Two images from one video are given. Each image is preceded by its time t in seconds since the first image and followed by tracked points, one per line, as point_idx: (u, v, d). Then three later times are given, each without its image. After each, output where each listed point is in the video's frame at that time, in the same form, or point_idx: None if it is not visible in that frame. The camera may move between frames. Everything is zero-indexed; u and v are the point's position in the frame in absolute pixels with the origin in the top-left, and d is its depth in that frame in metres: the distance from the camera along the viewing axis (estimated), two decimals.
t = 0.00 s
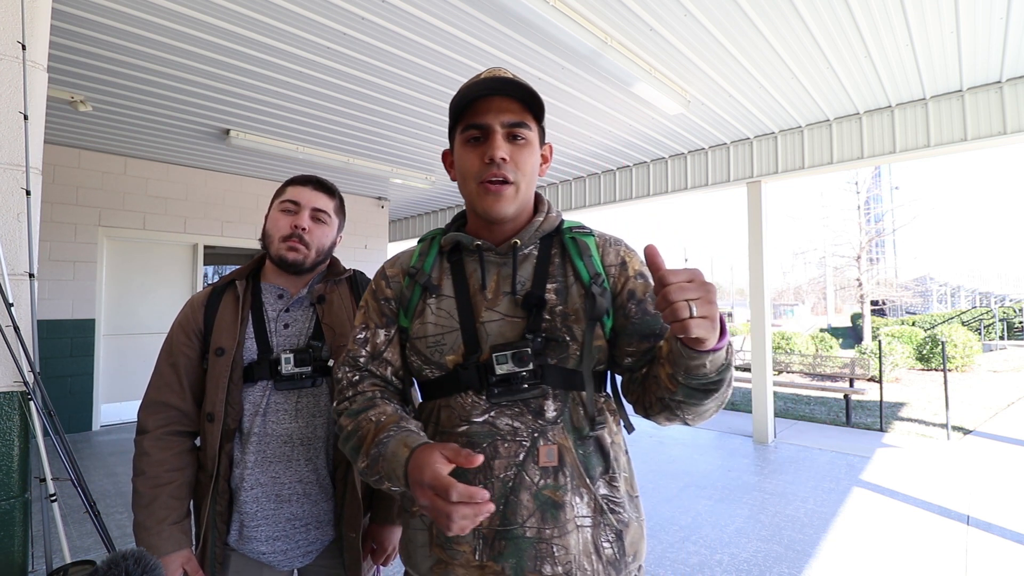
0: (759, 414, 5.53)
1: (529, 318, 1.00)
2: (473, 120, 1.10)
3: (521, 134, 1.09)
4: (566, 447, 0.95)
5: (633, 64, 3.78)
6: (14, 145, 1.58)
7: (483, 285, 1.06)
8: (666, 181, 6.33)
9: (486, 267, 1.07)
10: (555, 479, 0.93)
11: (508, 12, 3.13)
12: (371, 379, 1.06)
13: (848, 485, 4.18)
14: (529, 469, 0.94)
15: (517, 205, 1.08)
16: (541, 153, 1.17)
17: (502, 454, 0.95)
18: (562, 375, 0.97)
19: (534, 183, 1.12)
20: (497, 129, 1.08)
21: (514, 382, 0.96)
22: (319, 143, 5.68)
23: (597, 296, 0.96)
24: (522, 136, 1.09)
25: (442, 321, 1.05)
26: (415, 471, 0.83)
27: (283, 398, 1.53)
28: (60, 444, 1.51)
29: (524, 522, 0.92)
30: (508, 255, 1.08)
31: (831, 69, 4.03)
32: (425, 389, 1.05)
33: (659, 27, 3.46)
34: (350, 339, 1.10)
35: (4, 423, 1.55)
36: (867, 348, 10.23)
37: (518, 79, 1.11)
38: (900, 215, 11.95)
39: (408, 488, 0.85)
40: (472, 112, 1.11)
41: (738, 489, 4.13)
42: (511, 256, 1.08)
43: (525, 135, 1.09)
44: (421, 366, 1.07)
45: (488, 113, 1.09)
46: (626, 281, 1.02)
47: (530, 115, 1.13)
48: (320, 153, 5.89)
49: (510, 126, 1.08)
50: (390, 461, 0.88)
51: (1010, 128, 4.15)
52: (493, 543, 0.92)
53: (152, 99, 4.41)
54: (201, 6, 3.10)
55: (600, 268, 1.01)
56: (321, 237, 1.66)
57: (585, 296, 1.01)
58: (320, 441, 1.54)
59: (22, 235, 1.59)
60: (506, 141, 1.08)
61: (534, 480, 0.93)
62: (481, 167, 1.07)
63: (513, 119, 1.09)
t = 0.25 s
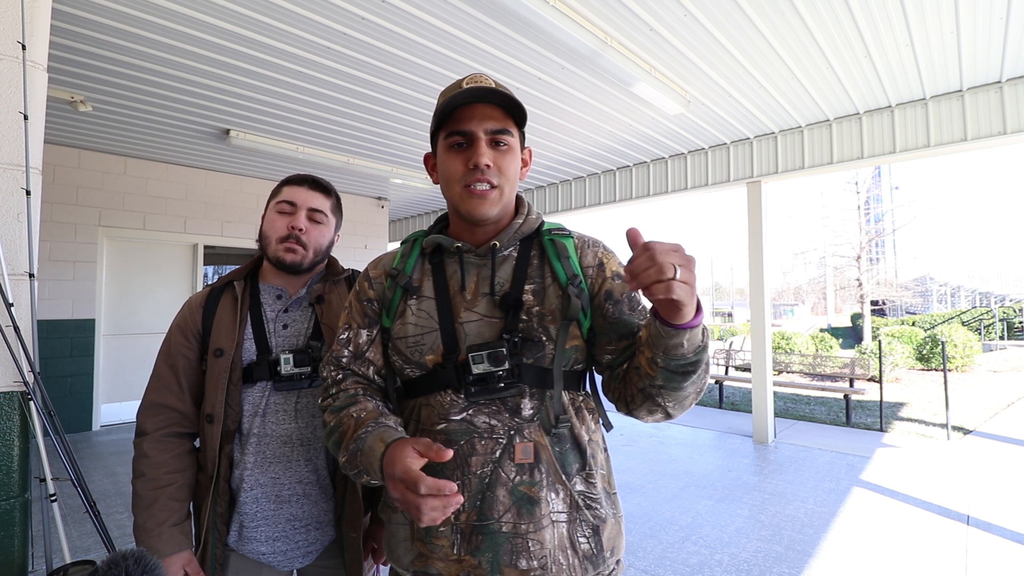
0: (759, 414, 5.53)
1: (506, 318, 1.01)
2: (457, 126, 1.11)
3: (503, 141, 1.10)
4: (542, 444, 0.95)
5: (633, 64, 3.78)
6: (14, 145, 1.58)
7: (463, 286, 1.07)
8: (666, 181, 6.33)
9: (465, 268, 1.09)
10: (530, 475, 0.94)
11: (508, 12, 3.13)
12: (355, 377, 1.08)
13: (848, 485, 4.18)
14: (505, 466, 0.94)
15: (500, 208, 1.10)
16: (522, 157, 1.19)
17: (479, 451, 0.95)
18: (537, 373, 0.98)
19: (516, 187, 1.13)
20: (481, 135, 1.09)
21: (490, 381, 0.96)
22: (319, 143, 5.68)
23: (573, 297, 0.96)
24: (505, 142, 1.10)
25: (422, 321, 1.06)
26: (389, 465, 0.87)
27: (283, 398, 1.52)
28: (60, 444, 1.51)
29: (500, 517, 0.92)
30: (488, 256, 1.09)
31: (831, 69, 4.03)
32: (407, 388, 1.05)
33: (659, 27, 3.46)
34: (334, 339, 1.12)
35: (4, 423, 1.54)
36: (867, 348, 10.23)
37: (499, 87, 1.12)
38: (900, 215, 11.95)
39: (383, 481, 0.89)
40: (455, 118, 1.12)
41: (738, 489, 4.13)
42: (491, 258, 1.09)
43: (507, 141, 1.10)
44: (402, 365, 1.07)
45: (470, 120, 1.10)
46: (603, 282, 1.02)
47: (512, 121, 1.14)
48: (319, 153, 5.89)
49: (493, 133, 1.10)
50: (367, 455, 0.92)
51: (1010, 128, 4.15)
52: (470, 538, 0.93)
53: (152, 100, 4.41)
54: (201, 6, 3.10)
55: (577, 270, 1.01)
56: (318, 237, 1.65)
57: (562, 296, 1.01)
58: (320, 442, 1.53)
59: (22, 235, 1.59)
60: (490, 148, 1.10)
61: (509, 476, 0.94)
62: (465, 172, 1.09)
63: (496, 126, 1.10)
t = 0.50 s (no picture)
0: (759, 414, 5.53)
1: (489, 318, 1.00)
2: (440, 130, 1.12)
3: (485, 145, 1.10)
4: (524, 442, 0.95)
5: (633, 64, 3.78)
6: (14, 145, 1.58)
7: (448, 286, 1.07)
8: (665, 181, 6.33)
9: (451, 269, 1.08)
10: (512, 472, 0.93)
11: (507, 12, 3.13)
12: (346, 375, 1.09)
13: (848, 485, 4.18)
14: (487, 463, 0.94)
15: (479, 212, 1.10)
16: (506, 162, 1.18)
17: (461, 448, 0.96)
18: (520, 372, 0.97)
19: (498, 191, 1.13)
20: (461, 140, 1.10)
21: (471, 379, 0.97)
22: (318, 143, 5.68)
23: (553, 298, 0.96)
24: (486, 147, 1.10)
25: (408, 320, 1.06)
26: (372, 457, 0.88)
27: (279, 398, 1.52)
28: (60, 444, 1.51)
29: (482, 513, 0.92)
30: (472, 258, 1.09)
31: (831, 69, 4.03)
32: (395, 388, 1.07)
33: (659, 27, 3.46)
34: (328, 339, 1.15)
35: (4, 423, 1.54)
36: (867, 348, 10.23)
37: (483, 91, 1.11)
38: (899, 215, 11.95)
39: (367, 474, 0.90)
40: (439, 122, 1.13)
41: (738, 489, 4.13)
42: (475, 259, 1.09)
43: (488, 146, 1.10)
44: (389, 364, 1.08)
45: (452, 125, 1.11)
46: (585, 283, 1.01)
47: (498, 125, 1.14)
48: (319, 153, 5.89)
49: (475, 138, 1.10)
50: (353, 449, 0.93)
51: (1010, 128, 4.15)
52: (452, 535, 0.93)
53: (152, 99, 4.41)
54: (201, 6, 3.10)
55: (560, 270, 1.00)
56: (312, 236, 1.64)
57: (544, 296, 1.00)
58: (315, 442, 1.53)
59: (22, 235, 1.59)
60: (470, 151, 1.10)
61: (491, 473, 0.94)
62: (444, 175, 1.09)
63: (477, 131, 1.10)
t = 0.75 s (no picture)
0: (759, 413, 5.53)
1: (477, 318, 1.00)
2: (438, 130, 1.12)
3: (481, 147, 1.10)
4: (512, 442, 0.94)
5: (633, 64, 3.78)
6: (14, 145, 1.58)
7: (438, 286, 1.07)
8: (665, 181, 6.33)
9: (441, 271, 1.09)
10: (500, 473, 0.93)
11: (508, 12, 3.13)
12: (340, 376, 1.10)
13: (848, 485, 4.18)
14: (475, 462, 0.94)
15: (474, 213, 1.10)
16: (502, 166, 1.19)
17: (449, 447, 0.96)
18: (509, 372, 0.97)
19: (493, 193, 1.13)
20: (458, 140, 1.10)
21: (459, 379, 0.97)
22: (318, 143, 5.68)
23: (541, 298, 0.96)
24: (482, 148, 1.10)
25: (399, 321, 1.06)
26: (357, 460, 0.89)
27: (272, 397, 1.51)
28: (61, 444, 1.51)
29: (470, 512, 0.92)
30: (463, 260, 1.10)
31: (831, 69, 4.03)
32: (388, 387, 1.07)
33: (659, 27, 3.46)
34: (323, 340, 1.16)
35: (4, 422, 1.54)
36: (867, 348, 10.23)
37: (481, 94, 1.12)
38: (899, 215, 11.95)
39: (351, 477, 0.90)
40: (437, 122, 1.13)
41: (738, 489, 4.13)
42: (466, 261, 1.09)
43: (484, 147, 1.11)
44: (382, 364, 1.08)
45: (450, 125, 1.11)
46: (575, 283, 1.01)
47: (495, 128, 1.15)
48: (319, 153, 5.89)
49: (471, 140, 1.10)
50: (340, 450, 0.94)
51: (1010, 128, 4.15)
52: (440, 534, 0.93)
53: (152, 100, 4.41)
54: (202, 6, 3.11)
55: (549, 271, 1.00)
56: (293, 241, 1.57)
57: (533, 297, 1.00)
58: (308, 442, 1.51)
59: (22, 235, 1.60)
60: (466, 152, 1.10)
61: (478, 473, 0.94)
62: (439, 173, 1.09)
63: (474, 133, 1.11)
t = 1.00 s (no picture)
0: (759, 413, 5.53)
1: (474, 320, 1.00)
2: (440, 129, 1.11)
3: (483, 147, 1.10)
4: (508, 444, 0.94)
5: (633, 64, 3.78)
6: (14, 145, 1.58)
7: (435, 287, 1.07)
8: (665, 181, 6.33)
9: (439, 271, 1.09)
10: (495, 474, 0.93)
11: (508, 12, 3.13)
12: (338, 375, 1.11)
13: (848, 485, 4.18)
14: (470, 464, 0.94)
15: (473, 212, 1.10)
16: (501, 167, 1.19)
17: (445, 449, 0.96)
18: (505, 374, 0.97)
19: (493, 194, 1.13)
20: (461, 140, 1.09)
21: (455, 381, 0.97)
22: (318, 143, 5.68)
23: (539, 300, 0.95)
24: (485, 149, 1.10)
25: (396, 321, 1.06)
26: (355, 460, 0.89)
27: (265, 396, 1.50)
28: (60, 444, 1.51)
29: (465, 514, 0.92)
30: (461, 260, 1.09)
31: (831, 69, 4.03)
32: (385, 388, 1.07)
33: (659, 27, 3.46)
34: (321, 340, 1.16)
35: (4, 422, 1.54)
36: (867, 348, 10.22)
37: (484, 95, 1.12)
38: (899, 215, 11.96)
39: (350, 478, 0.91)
40: (439, 121, 1.12)
41: (738, 489, 4.13)
42: (463, 261, 1.09)
43: (487, 148, 1.10)
44: (379, 364, 1.08)
45: (453, 125, 1.11)
46: (573, 286, 1.01)
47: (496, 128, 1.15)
48: (319, 152, 5.89)
49: (472, 140, 1.10)
50: (338, 451, 0.94)
51: (1010, 128, 4.15)
52: (436, 535, 0.93)
53: (152, 100, 4.41)
54: (202, 6, 3.11)
55: (547, 273, 1.00)
56: (271, 242, 1.54)
57: (530, 299, 0.99)
58: (301, 441, 1.49)
59: (22, 235, 1.59)
60: (468, 152, 1.09)
61: (474, 475, 0.93)
62: (442, 173, 1.09)
63: (476, 133, 1.10)
